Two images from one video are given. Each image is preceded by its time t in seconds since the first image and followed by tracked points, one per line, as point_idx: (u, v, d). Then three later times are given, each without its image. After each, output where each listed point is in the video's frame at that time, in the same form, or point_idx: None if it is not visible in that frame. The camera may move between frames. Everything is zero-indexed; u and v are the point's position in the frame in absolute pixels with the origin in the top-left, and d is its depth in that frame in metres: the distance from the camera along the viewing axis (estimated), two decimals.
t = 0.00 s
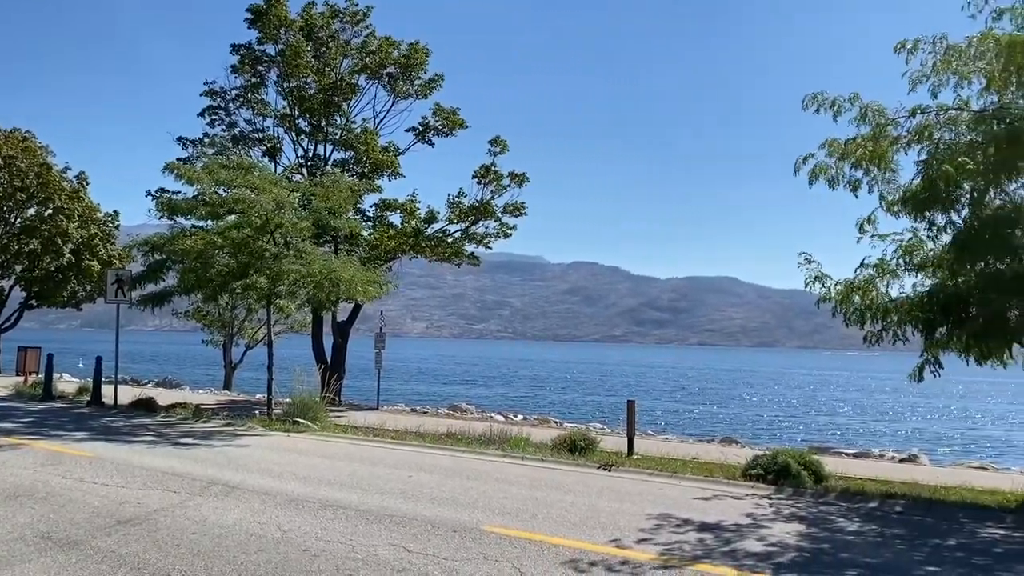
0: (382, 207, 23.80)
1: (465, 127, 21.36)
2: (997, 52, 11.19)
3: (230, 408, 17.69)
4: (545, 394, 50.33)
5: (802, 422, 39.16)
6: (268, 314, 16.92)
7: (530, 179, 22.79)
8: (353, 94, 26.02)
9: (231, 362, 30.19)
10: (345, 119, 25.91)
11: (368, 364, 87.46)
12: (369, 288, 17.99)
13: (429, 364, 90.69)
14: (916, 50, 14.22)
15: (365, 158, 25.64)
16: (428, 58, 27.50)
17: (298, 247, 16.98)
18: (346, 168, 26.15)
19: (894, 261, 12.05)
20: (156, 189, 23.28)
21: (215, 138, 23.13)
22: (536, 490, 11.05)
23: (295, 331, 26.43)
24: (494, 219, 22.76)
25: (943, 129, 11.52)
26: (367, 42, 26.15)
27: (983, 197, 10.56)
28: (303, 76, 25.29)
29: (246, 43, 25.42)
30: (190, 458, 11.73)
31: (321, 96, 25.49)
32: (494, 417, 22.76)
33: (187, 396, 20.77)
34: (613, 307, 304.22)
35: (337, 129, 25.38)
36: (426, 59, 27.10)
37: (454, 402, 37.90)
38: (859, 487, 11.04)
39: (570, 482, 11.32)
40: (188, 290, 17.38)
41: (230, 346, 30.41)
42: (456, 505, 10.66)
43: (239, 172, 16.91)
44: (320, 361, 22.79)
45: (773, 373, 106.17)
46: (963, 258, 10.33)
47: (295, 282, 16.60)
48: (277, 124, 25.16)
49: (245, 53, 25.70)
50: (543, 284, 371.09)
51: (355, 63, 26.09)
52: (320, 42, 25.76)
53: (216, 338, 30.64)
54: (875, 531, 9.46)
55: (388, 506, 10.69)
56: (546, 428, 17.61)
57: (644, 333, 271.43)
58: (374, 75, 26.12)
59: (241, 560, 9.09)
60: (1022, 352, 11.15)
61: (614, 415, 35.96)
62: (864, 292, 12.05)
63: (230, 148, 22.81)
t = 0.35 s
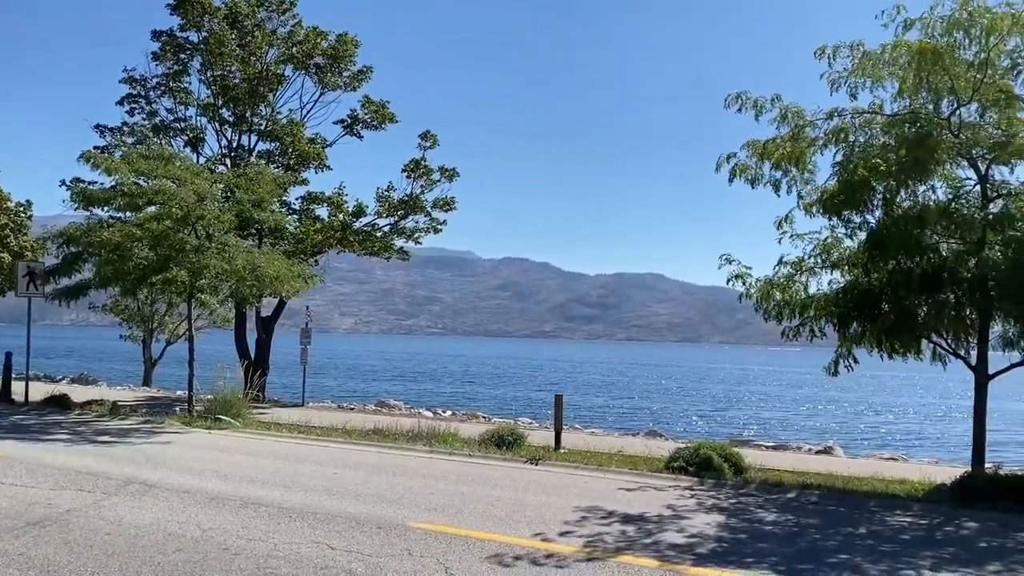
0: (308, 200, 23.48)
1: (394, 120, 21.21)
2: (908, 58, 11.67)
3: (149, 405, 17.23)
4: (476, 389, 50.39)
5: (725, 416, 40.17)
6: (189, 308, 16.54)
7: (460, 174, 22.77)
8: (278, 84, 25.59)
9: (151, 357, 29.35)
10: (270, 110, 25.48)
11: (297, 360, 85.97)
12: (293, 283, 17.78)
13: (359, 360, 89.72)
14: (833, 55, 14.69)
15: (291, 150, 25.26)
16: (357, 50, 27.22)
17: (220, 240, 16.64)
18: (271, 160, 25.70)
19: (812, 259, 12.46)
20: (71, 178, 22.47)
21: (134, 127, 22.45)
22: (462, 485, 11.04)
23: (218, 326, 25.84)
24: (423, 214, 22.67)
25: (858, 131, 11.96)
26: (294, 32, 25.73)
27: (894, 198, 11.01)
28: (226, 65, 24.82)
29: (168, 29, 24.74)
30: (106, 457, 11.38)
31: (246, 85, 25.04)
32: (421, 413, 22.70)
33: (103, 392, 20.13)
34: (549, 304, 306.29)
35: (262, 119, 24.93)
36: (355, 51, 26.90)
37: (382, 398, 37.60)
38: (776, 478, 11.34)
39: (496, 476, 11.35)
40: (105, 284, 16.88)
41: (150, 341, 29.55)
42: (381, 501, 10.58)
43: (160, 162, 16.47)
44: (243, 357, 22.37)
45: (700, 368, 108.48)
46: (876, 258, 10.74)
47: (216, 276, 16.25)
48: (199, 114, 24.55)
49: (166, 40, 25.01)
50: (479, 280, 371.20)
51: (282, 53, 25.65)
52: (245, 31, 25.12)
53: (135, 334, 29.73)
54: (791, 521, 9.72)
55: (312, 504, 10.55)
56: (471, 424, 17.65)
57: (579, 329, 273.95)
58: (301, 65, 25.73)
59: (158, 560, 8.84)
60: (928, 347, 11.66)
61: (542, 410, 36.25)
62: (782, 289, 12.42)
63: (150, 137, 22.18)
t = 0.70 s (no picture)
0: (227, 192, 22.99)
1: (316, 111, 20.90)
2: (821, 63, 12.07)
3: (57, 402, 16.64)
4: (403, 386, 50.09)
5: (647, 410, 40.95)
6: (100, 302, 16.06)
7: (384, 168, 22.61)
8: (195, 72, 24.93)
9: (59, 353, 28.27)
10: (187, 99, 24.84)
11: (219, 356, 83.83)
12: (210, 276, 17.43)
13: (282, 357, 88.18)
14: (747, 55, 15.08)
15: (209, 141, 24.71)
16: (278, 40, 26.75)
17: (133, 231, 16.18)
18: (189, 150, 25.06)
19: (727, 256, 12.78)
20: None
21: (42, 113, 21.59)
22: (382, 482, 10.94)
23: (131, 321, 25.05)
24: (346, 207, 22.43)
25: (773, 132, 12.33)
26: (213, 19, 25.11)
27: (806, 198, 11.41)
28: (141, 51, 23.97)
29: (79, 13, 23.86)
30: (10, 457, 10.91)
31: (162, 73, 24.28)
32: (341, 409, 22.49)
33: (8, 389, 19.33)
34: (481, 301, 306.69)
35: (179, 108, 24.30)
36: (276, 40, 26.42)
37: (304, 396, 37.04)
38: (693, 470, 11.59)
39: (416, 472, 11.28)
40: (10, 276, 16.25)
41: (59, 336, 28.44)
42: (299, 499, 10.41)
43: (70, 150, 15.91)
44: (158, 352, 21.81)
45: (627, 364, 110.07)
46: (788, 257, 11.14)
47: (129, 268, 15.78)
48: (112, 101, 23.75)
49: (77, 23, 24.12)
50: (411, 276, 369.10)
51: (200, 40, 25.03)
52: (161, 17, 24.64)
53: (43, 329, 28.57)
54: (707, 511, 9.94)
55: (228, 503, 10.31)
56: (391, 419, 17.55)
57: (512, 326, 274.83)
58: (220, 54, 25.15)
59: (63, 562, 8.50)
60: (837, 342, 12.13)
61: (467, 406, 36.29)
62: (700, 286, 12.73)
63: (59, 124, 21.38)
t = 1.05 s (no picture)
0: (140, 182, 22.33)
1: (234, 102, 20.45)
2: (737, 65, 12.39)
3: None
4: (328, 383, 49.41)
5: (573, 406, 41.42)
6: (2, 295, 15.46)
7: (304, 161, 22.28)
8: (108, 58, 24.11)
9: None
10: (98, 85, 24.00)
11: (136, 352, 81.22)
12: (121, 269, 16.95)
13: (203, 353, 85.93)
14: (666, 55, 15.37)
15: (122, 130, 23.92)
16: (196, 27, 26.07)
17: (40, 223, 15.67)
18: (100, 139, 24.22)
19: (647, 253, 13.02)
20: None
21: None
22: (300, 480, 10.78)
23: (37, 316, 24.06)
24: (265, 200, 22.01)
25: (690, 133, 12.60)
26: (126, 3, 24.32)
27: (720, 198, 11.71)
28: (48, 35, 23.23)
29: None
30: None
31: (71, 58, 23.45)
32: (261, 406, 22.12)
33: None
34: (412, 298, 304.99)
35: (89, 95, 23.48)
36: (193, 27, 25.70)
37: (223, 392, 36.18)
38: (612, 464, 11.77)
39: (335, 469, 11.16)
40: None
41: None
42: (213, 498, 10.17)
43: None
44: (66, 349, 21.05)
45: (554, 359, 111.02)
46: (704, 254, 11.44)
47: (35, 259, 15.31)
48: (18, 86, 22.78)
49: None
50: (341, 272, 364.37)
51: (112, 25, 24.20)
52: None
53: None
54: (624, 504, 10.10)
55: (138, 503, 10.00)
56: (310, 417, 17.32)
57: (443, 322, 274.35)
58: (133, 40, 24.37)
59: None
60: (751, 337, 12.50)
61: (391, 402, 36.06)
62: (620, 282, 12.95)
63: None
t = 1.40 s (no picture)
0: (50, 173, 21.53)
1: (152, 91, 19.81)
2: (659, 65, 12.60)
3: None
4: (253, 380, 48.40)
5: (502, 402, 41.61)
6: None
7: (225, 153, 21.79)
8: (15, 42, 23.10)
9: None
10: (5, 70, 22.96)
11: (48, 350, 77.92)
12: (29, 262, 16.34)
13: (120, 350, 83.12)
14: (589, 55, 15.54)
15: (30, 117, 22.93)
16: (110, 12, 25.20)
17: None
18: (6, 126, 23.18)
19: (571, 250, 13.15)
20: None
21: None
22: (218, 479, 10.53)
23: None
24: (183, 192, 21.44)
25: (614, 131, 12.78)
26: None
27: (643, 195, 11.91)
28: None
29: None
30: None
31: None
32: (179, 405, 21.58)
33: None
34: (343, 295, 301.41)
35: None
36: (106, 12, 24.82)
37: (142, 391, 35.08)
38: (536, 459, 11.86)
39: (255, 468, 10.95)
40: None
41: None
42: (127, 499, 9.84)
43: None
44: None
45: (485, 355, 111.13)
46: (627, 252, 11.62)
47: None
48: None
49: None
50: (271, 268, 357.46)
51: (20, 8, 23.21)
52: None
53: None
54: (546, 498, 10.18)
55: (46, 505, 9.60)
56: (228, 415, 16.95)
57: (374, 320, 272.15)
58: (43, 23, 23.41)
59: None
60: (672, 333, 12.77)
61: (317, 400, 35.60)
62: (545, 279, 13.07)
63: None
